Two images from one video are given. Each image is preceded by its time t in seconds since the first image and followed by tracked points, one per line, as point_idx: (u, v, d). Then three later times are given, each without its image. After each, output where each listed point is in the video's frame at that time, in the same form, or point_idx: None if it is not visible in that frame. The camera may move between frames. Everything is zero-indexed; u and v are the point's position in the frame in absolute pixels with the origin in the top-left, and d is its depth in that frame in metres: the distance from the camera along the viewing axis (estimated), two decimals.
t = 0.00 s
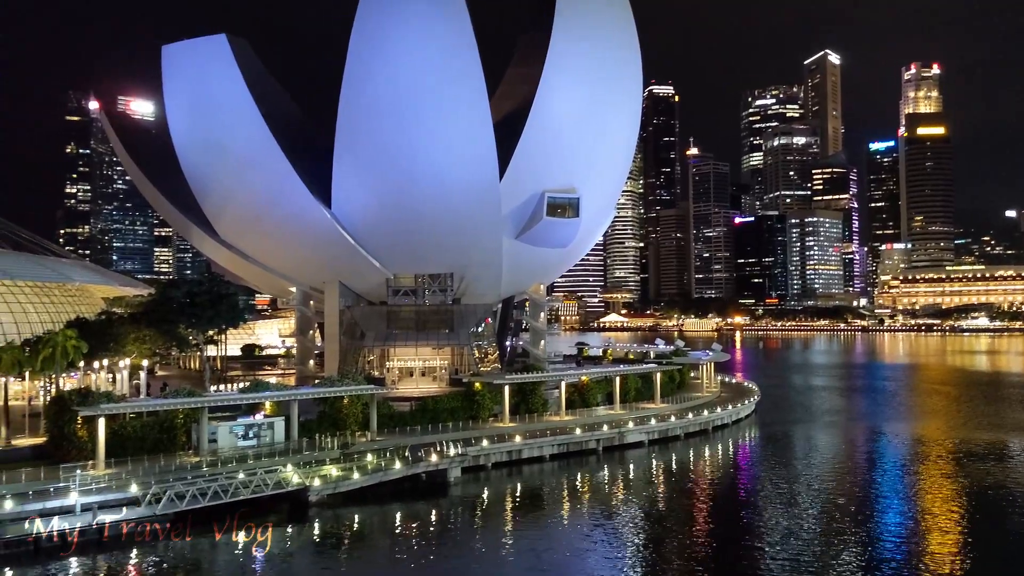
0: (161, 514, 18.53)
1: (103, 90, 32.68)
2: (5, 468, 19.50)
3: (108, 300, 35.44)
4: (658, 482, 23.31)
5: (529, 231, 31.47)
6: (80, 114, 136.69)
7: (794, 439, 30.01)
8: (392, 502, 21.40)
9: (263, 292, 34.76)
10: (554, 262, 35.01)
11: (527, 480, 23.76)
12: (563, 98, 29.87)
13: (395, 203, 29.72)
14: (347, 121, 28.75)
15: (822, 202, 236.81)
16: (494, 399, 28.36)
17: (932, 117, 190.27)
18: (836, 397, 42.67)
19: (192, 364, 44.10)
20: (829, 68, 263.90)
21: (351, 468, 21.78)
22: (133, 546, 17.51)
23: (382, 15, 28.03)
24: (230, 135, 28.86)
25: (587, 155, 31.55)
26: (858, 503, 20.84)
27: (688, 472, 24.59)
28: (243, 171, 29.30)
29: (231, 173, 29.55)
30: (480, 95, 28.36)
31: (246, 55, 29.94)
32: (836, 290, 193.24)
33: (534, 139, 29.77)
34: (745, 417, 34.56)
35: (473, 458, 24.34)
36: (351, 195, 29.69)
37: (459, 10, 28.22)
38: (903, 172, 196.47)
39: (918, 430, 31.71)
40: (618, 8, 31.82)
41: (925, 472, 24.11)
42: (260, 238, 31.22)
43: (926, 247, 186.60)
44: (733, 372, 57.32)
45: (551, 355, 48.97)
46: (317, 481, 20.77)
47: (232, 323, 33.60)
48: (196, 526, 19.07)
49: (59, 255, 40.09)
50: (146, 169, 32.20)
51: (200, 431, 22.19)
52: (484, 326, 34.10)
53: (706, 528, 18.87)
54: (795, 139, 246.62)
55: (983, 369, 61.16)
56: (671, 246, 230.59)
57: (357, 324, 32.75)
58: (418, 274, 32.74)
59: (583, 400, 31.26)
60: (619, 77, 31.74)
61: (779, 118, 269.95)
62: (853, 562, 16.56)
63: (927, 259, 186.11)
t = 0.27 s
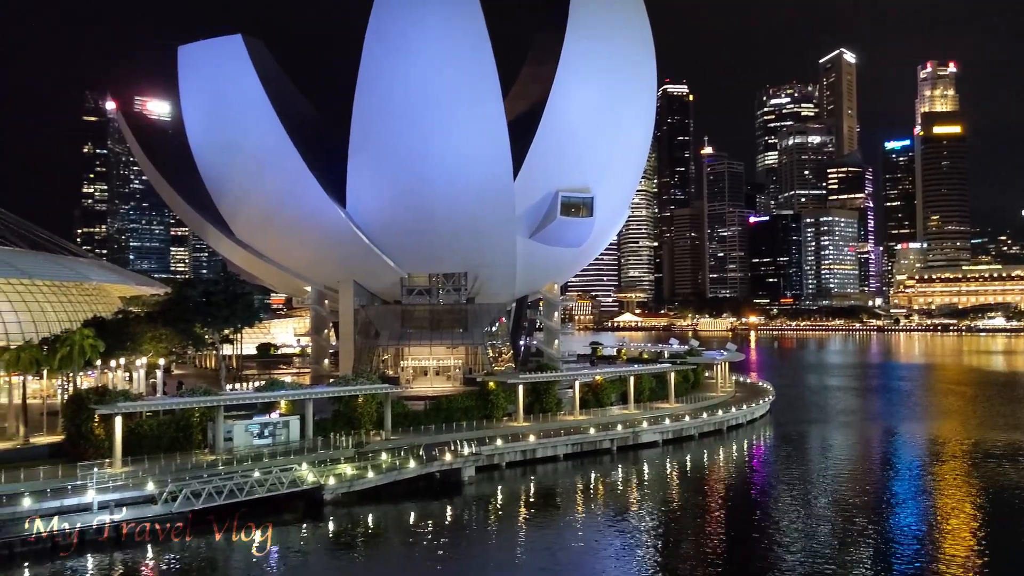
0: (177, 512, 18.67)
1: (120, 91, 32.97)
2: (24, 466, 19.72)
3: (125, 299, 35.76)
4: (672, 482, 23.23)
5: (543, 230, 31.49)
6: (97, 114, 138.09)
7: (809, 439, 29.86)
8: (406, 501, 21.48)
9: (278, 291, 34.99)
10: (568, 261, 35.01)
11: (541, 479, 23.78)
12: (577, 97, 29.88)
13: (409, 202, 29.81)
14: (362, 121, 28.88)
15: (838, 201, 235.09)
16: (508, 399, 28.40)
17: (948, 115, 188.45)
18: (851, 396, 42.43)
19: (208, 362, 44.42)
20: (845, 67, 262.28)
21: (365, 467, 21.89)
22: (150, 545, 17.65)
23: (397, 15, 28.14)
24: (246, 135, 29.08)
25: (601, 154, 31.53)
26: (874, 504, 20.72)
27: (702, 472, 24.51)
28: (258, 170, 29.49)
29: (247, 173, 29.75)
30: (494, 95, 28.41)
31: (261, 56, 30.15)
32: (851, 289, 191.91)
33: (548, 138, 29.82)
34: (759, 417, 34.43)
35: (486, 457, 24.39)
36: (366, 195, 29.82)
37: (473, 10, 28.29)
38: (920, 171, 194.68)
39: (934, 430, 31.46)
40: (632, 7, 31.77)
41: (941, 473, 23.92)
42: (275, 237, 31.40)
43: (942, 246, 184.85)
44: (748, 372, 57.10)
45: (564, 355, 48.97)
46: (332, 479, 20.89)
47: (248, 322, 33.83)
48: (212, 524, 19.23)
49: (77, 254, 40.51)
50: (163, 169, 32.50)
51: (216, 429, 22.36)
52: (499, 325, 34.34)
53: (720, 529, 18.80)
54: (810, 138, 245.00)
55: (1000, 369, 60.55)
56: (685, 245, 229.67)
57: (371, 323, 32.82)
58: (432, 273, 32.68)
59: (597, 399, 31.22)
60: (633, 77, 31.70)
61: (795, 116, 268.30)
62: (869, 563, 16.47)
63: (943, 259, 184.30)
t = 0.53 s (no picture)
0: (191, 511, 18.83)
1: (136, 91, 33.22)
2: (41, 464, 19.91)
3: (141, 299, 36.08)
4: (686, 482, 23.18)
5: (557, 230, 31.50)
6: (114, 115, 139.35)
7: (824, 440, 29.67)
8: (420, 501, 21.55)
9: (293, 291, 35.15)
10: (581, 261, 35.00)
11: (555, 479, 23.77)
12: (591, 97, 29.88)
13: (422, 202, 29.90)
14: (375, 121, 28.98)
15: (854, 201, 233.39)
16: (522, 398, 28.42)
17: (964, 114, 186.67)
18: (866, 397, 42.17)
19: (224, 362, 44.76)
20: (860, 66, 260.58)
21: (379, 466, 21.98)
22: (165, 543, 17.81)
23: (410, 15, 28.23)
24: (261, 136, 29.25)
25: (615, 155, 31.52)
26: (888, 504, 20.59)
27: (716, 472, 24.42)
28: (273, 170, 29.68)
29: (261, 173, 29.96)
30: (508, 95, 28.47)
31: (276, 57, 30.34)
32: (866, 290, 190.50)
33: (562, 138, 29.82)
34: (773, 417, 34.28)
35: (500, 456, 24.43)
36: (380, 195, 29.94)
37: (487, 10, 28.32)
38: (935, 170, 192.93)
39: (950, 431, 31.19)
40: (646, 6, 31.70)
41: (957, 474, 23.73)
42: (289, 237, 31.58)
43: (958, 246, 183.02)
44: (761, 372, 56.81)
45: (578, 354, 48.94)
46: (346, 478, 21.02)
47: (263, 322, 34.06)
48: (227, 523, 19.37)
49: (93, 254, 40.87)
50: (179, 169, 32.75)
51: (231, 428, 22.54)
52: (513, 324, 34.06)
53: (734, 529, 18.73)
54: (824, 138, 243.45)
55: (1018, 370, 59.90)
56: (699, 245, 228.73)
57: (385, 322, 32.90)
58: (446, 273, 32.85)
59: (611, 400, 31.16)
60: (647, 77, 31.61)
61: (809, 116, 266.94)
62: (882, 564, 16.39)
63: (960, 258, 182.46)
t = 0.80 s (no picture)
0: (208, 509, 18.99)
1: (153, 92, 33.50)
2: (59, 462, 20.13)
3: (158, 298, 36.39)
4: (700, 482, 23.11)
5: (571, 230, 31.51)
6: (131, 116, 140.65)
7: (839, 441, 29.48)
8: (434, 500, 21.64)
9: (308, 290, 35.33)
10: (595, 261, 34.99)
11: (569, 479, 23.79)
12: (605, 97, 29.86)
13: (437, 202, 29.99)
14: (390, 121, 29.10)
15: (870, 200, 231.59)
16: (536, 398, 28.44)
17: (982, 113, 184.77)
18: (881, 397, 41.90)
19: (240, 361, 45.09)
20: (876, 64, 258.67)
21: (394, 465, 22.09)
22: (181, 541, 17.95)
23: (425, 15, 28.31)
24: (277, 136, 29.45)
25: (629, 154, 31.48)
26: (904, 505, 20.45)
27: (731, 473, 24.33)
28: (288, 170, 29.86)
29: (277, 173, 30.15)
30: (522, 95, 28.50)
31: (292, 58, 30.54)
32: (882, 290, 189.05)
33: (576, 137, 29.83)
34: (788, 418, 34.12)
35: (514, 456, 24.47)
36: (395, 195, 30.06)
37: (502, 10, 28.36)
38: (952, 170, 191.13)
39: (968, 432, 30.93)
40: (661, 6, 31.64)
41: (974, 475, 23.54)
42: (304, 237, 31.76)
43: (975, 246, 181.27)
44: (776, 372, 56.53)
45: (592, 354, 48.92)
46: (361, 477, 21.13)
47: (278, 321, 34.26)
48: (243, 521, 19.50)
49: (111, 254, 41.28)
50: (196, 170, 33.04)
51: (247, 427, 22.70)
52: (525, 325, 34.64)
53: (748, 530, 18.65)
54: (840, 138, 241.76)
55: None
56: (714, 245, 227.81)
57: (400, 322, 33.00)
58: (460, 273, 32.94)
59: (625, 399, 31.13)
60: (661, 76, 31.55)
61: (824, 116, 265.29)
62: (899, 565, 16.29)
63: (977, 258, 180.66)
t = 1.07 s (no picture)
0: (225, 508, 19.13)
1: (170, 94, 33.79)
2: (78, 461, 20.34)
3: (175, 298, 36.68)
4: (716, 483, 23.02)
5: (586, 230, 31.48)
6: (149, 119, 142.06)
7: (856, 442, 29.27)
8: (450, 499, 21.72)
9: (324, 290, 35.50)
10: (610, 261, 34.94)
11: (584, 479, 23.78)
12: (620, 97, 29.83)
13: (452, 203, 30.06)
14: (406, 121, 29.21)
15: (887, 200, 229.67)
16: (551, 398, 28.46)
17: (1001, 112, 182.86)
18: (898, 398, 41.57)
19: (256, 361, 45.39)
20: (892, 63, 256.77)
21: (409, 465, 22.17)
22: (198, 540, 18.07)
23: (440, 16, 28.42)
24: (293, 137, 29.64)
25: (645, 154, 31.42)
26: (922, 507, 20.29)
27: (747, 474, 24.21)
28: (304, 171, 30.04)
29: (293, 174, 30.33)
30: (537, 95, 28.53)
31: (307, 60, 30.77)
32: (899, 290, 187.45)
33: (591, 138, 29.81)
34: (805, 418, 33.93)
35: (529, 456, 24.49)
36: (410, 196, 30.18)
37: (516, 10, 28.40)
38: (970, 169, 189.29)
39: (986, 433, 30.65)
40: (676, 5, 31.58)
41: (992, 476, 23.33)
42: (320, 237, 31.93)
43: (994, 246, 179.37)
44: (791, 373, 56.19)
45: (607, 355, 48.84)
46: (377, 477, 21.22)
47: (294, 321, 34.47)
48: (260, 520, 19.66)
49: (129, 255, 41.71)
50: (212, 171, 33.32)
51: (264, 427, 22.86)
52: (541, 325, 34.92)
53: (765, 532, 18.56)
54: (857, 137, 240.03)
55: None
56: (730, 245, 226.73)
57: (415, 322, 33.06)
58: (475, 273, 33.00)
59: (640, 400, 31.09)
60: (676, 76, 31.48)
61: (841, 115, 263.58)
62: (917, 567, 16.17)
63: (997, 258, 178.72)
